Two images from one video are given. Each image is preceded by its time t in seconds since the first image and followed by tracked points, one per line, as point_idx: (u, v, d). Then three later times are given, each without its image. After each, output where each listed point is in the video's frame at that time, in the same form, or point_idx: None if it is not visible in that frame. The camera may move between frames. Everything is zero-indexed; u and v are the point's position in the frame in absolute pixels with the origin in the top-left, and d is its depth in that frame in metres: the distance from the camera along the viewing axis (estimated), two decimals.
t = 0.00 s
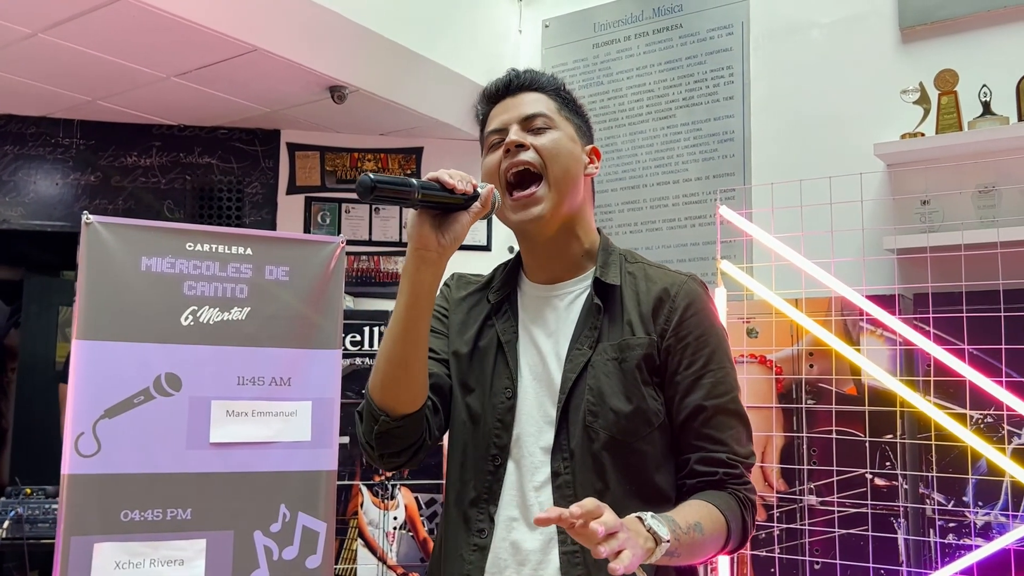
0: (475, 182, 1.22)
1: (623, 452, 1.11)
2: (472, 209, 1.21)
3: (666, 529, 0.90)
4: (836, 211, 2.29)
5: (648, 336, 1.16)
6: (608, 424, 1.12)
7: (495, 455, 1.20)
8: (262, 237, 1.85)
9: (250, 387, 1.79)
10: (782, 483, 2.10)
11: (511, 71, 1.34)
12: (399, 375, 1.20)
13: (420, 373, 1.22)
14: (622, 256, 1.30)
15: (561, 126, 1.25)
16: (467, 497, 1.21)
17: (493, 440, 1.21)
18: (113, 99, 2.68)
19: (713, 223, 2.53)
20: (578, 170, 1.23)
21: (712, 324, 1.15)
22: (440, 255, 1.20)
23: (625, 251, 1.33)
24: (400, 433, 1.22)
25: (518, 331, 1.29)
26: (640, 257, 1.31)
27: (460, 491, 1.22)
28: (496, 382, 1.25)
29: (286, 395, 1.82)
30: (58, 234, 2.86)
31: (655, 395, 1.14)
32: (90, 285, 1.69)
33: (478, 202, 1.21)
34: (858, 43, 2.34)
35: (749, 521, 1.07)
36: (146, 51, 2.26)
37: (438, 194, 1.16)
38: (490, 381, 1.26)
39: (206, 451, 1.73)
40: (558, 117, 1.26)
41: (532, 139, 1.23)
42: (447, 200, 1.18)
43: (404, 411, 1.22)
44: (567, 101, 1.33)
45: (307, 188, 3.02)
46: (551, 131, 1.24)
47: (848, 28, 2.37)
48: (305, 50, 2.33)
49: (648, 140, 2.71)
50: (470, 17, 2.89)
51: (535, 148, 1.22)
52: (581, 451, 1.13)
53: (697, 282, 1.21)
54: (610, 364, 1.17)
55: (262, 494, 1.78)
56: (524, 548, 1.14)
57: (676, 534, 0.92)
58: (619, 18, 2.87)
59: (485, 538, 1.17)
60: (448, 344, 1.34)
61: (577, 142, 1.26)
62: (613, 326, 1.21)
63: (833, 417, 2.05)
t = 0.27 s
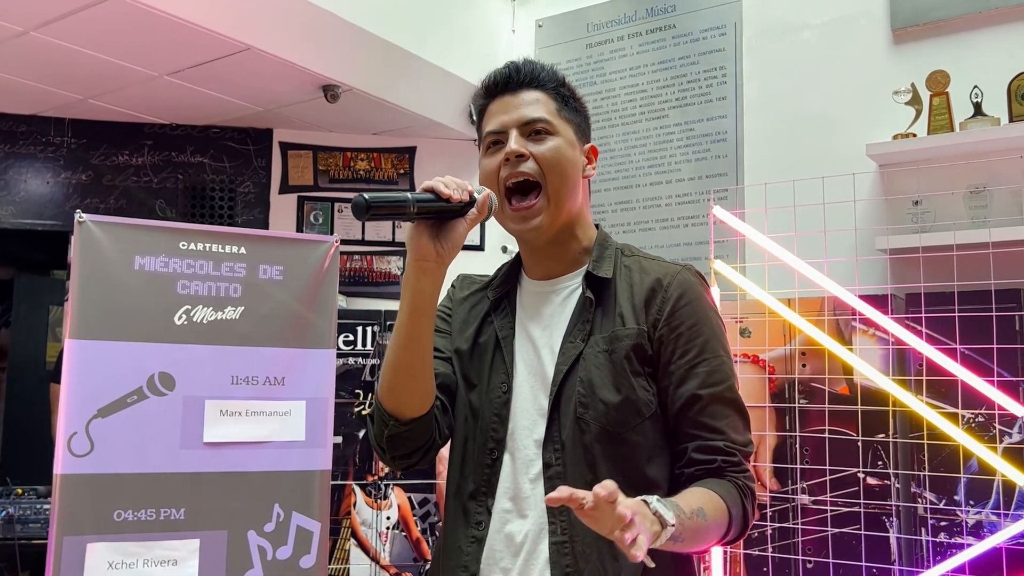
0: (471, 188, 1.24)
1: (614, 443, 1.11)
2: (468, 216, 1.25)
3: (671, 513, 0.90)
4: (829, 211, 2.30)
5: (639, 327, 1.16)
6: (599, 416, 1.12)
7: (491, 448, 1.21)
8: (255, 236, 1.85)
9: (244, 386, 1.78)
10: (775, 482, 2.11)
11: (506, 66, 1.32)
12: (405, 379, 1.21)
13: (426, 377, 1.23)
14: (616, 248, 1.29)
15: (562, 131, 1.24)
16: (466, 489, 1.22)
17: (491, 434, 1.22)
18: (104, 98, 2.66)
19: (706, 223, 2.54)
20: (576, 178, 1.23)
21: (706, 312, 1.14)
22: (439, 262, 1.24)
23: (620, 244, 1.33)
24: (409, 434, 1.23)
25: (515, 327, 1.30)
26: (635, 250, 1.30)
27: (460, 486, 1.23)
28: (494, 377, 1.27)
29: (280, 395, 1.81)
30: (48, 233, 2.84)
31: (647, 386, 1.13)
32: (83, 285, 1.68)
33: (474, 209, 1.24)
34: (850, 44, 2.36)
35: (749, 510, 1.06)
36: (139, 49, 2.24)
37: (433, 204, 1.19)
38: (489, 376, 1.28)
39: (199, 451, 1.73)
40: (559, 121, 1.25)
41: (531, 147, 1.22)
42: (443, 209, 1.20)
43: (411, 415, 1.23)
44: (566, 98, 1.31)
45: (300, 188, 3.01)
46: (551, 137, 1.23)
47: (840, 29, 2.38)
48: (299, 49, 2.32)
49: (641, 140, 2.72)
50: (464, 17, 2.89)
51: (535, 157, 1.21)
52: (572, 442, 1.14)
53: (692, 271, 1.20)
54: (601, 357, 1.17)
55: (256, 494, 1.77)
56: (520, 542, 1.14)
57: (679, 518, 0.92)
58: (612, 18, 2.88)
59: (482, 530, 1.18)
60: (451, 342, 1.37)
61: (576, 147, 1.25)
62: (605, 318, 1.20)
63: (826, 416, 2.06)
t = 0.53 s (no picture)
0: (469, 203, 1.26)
1: (611, 444, 1.11)
2: (469, 231, 1.26)
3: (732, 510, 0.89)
4: (823, 211, 2.31)
5: (637, 328, 1.16)
6: (596, 417, 1.12)
7: (488, 450, 1.22)
8: (250, 236, 1.84)
9: (238, 387, 1.78)
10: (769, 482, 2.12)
11: (509, 65, 1.32)
12: (404, 394, 1.22)
13: (426, 392, 1.24)
14: (613, 249, 1.30)
15: (565, 135, 1.24)
16: (466, 493, 1.23)
17: (489, 436, 1.22)
18: (97, 97, 2.64)
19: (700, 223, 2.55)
20: (575, 181, 1.23)
21: (704, 311, 1.14)
22: (439, 279, 1.24)
23: (618, 245, 1.33)
24: (409, 446, 1.24)
25: (511, 330, 1.31)
26: (632, 250, 1.31)
27: (460, 489, 1.24)
28: (491, 379, 1.27)
29: (274, 394, 1.81)
30: (40, 232, 2.82)
31: (646, 386, 1.13)
32: (76, 285, 1.67)
33: (474, 224, 1.26)
34: (843, 45, 2.37)
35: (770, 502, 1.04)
36: (132, 48, 2.23)
37: (434, 222, 1.21)
38: (486, 379, 1.29)
39: (193, 451, 1.72)
40: (562, 125, 1.25)
41: (532, 150, 1.22)
42: (445, 227, 1.23)
43: (411, 429, 1.24)
44: (571, 102, 1.31)
45: (294, 187, 3.01)
46: (553, 141, 1.22)
47: (834, 30, 2.39)
48: (293, 47, 2.31)
49: (635, 140, 2.73)
50: (458, 16, 2.90)
51: (536, 160, 1.20)
52: (570, 444, 1.14)
53: (688, 270, 1.20)
54: (598, 357, 1.17)
55: (251, 494, 1.77)
56: (517, 542, 1.15)
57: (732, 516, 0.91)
58: (606, 18, 2.88)
59: (482, 532, 1.18)
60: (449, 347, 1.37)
61: (577, 151, 1.25)
62: (602, 319, 1.21)
63: (820, 416, 2.07)
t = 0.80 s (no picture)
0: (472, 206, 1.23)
1: (617, 447, 1.12)
2: (471, 235, 1.23)
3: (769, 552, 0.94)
4: (816, 211, 2.32)
5: (646, 332, 1.16)
6: (603, 420, 1.13)
7: (488, 451, 1.22)
8: (244, 235, 1.84)
9: (232, 387, 1.77)
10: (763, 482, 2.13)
11: (505, 67, 1.33)
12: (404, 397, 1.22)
13: (426, 396, 1.24)
14: (618, 252, 1.30)
15: (558, 135, 1.23)
16: (464, 494, 1.23)
17: (487, 437, 1.22)
18: (89, 95, 2.63)
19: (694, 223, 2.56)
20: (569, 180, 1.22)
21: (714, 317, 1.15)
22: (441, 283, 1.23)
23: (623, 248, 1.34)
24: (407, 448, 1.24)
25: (512, 331, 1.31)
26: (636, 253, 1.32)
27: (458, 489, 1.25)
28: (491, 381, 1.28)
29: (268, 394, 1.81)
30: (32, 232, 2.79)
31: (653, 391, 1.14)
32: (68, 285, 1.66)
33: (476, 227, 1.23)
34: (836, 46, 2.38)
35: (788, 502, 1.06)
36: (125, 46, 2.22)
37: (435, 226, 1.18)
38: (486, 381, 1.29)
39: (187, 451, 1.71)
40: (556, 124, 1.24)
41: (524, 150, 1.21)
42: (447, 231, 1.20)
43: (409, 432, 1.24)
44: (565, 101, 1.31)
45: (287, 187, 3.00)
46: (545, 141, 1.22)
47: (827, 31, 2.40)
48: (287, 46, 2.31)
49: (629, 141, 2.74)
50: (453, 17, 2.90)
51: (527, 160, 1.20)
52: (575, 446, 1.14)
53: (695, 275, 1.21)
54: (604, 361, 1.18)
55: (245, 494, 1.76)
56: (514, 541, 1.15)
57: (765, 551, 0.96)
58: (600, 18, 2.89)
59: (479, 534, 1.18)
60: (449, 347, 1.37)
61: (572, 151, 1.24)
62: (608, 322, 1.21)
63: (813, 416, 2.08)
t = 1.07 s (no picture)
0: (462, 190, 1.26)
1: (616, 444, 1.13)
2: (460, 219, 1.27)
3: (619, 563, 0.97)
4: (810, 212, 2.33)
5: (648, 331, 1.17)
6: (604, 414, 1.14)
7: (486, 439, 1.22)
8: (239, 235, 1.83)
9: (226, 387, 1.77)
10: (758, 481, 2.13)
11: (501, 70, 1.34)
12: (393, 378, 1.22)
13: (414, 378, 1.24)
14: (622, 249, 1.31)
15: (549, 133, 1.22)
16: (461, 482, 1.23)
17: (485, 426, 1.23)
18: (83, 95, 2.62)
19: (688, 223, 2.56)
20: (563, 180, 1.22)
21: (714, 322, 1.17)
22: (430, 265, 1.25)
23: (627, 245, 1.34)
24: (395, 431, 1.24)
25: (512, 318, 1.32)
26: (642, 253, 1.32)
27: (455, 477, 1.25)
28: (490, 367, 1.28)
29: (263, 394, 1.80)
30: (25, 232, 2.78)
31: (653, 390, 1.15)
32: (62, 286, 1.66)
33: (466, 210, 1.27)
34: (831, 48, 2.39)
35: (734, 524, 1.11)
36: (119, 46, 2.21)
37: (423, 207, 1.21)
38: (485, 367, 1.29)
39: (181, 451, 1.71)
40: (546, 123, 1.23)
41: (514, 152, 1.21)
42: (434, 212, 1.23)
43: (398, 415, 1.24)
44: (561, 96, 1.29)
45: (282, 187, 2.99)
46: (535, 141, 1.21)
47: (821, 32, 2.41)
48: (281, 47, 2.30)
49: (624, 141, 2.74)
50: (448, 17, 2.90)
51: (516, 163, 1.20)
52: (574, 439, 1.15)
53: (697, 278, 1.22)
54: (607, 355, 1.18)
55: (239, 494, 1.76)
56: (511, 539, 1.15)
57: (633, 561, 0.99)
58: (595, 19, 2.90)
59: (479, 523, 1.19)
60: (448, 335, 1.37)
61: (565, 148, 1.23)
62: (611, 317, 1.22)
63: (807, 416, 2.08)
